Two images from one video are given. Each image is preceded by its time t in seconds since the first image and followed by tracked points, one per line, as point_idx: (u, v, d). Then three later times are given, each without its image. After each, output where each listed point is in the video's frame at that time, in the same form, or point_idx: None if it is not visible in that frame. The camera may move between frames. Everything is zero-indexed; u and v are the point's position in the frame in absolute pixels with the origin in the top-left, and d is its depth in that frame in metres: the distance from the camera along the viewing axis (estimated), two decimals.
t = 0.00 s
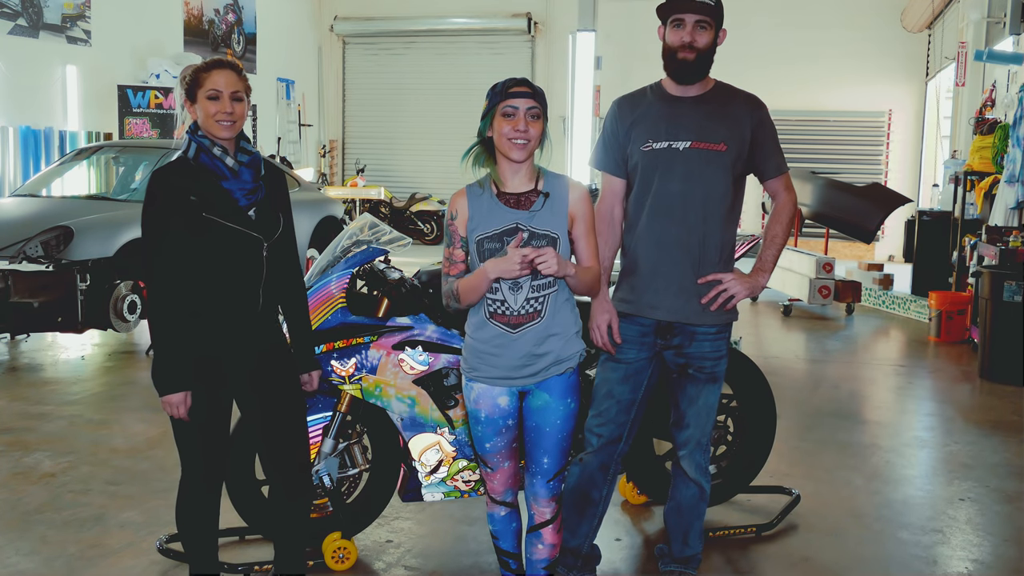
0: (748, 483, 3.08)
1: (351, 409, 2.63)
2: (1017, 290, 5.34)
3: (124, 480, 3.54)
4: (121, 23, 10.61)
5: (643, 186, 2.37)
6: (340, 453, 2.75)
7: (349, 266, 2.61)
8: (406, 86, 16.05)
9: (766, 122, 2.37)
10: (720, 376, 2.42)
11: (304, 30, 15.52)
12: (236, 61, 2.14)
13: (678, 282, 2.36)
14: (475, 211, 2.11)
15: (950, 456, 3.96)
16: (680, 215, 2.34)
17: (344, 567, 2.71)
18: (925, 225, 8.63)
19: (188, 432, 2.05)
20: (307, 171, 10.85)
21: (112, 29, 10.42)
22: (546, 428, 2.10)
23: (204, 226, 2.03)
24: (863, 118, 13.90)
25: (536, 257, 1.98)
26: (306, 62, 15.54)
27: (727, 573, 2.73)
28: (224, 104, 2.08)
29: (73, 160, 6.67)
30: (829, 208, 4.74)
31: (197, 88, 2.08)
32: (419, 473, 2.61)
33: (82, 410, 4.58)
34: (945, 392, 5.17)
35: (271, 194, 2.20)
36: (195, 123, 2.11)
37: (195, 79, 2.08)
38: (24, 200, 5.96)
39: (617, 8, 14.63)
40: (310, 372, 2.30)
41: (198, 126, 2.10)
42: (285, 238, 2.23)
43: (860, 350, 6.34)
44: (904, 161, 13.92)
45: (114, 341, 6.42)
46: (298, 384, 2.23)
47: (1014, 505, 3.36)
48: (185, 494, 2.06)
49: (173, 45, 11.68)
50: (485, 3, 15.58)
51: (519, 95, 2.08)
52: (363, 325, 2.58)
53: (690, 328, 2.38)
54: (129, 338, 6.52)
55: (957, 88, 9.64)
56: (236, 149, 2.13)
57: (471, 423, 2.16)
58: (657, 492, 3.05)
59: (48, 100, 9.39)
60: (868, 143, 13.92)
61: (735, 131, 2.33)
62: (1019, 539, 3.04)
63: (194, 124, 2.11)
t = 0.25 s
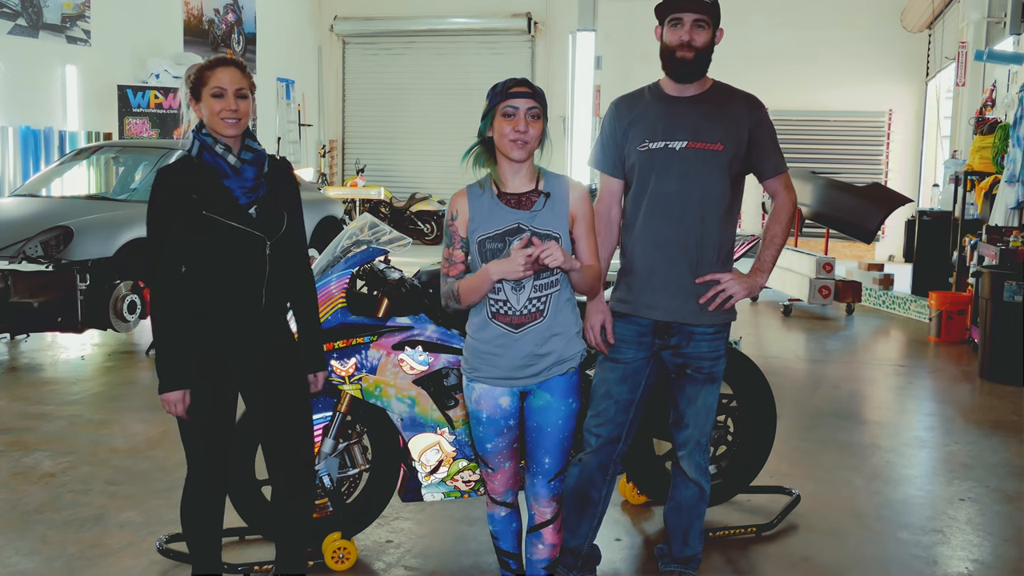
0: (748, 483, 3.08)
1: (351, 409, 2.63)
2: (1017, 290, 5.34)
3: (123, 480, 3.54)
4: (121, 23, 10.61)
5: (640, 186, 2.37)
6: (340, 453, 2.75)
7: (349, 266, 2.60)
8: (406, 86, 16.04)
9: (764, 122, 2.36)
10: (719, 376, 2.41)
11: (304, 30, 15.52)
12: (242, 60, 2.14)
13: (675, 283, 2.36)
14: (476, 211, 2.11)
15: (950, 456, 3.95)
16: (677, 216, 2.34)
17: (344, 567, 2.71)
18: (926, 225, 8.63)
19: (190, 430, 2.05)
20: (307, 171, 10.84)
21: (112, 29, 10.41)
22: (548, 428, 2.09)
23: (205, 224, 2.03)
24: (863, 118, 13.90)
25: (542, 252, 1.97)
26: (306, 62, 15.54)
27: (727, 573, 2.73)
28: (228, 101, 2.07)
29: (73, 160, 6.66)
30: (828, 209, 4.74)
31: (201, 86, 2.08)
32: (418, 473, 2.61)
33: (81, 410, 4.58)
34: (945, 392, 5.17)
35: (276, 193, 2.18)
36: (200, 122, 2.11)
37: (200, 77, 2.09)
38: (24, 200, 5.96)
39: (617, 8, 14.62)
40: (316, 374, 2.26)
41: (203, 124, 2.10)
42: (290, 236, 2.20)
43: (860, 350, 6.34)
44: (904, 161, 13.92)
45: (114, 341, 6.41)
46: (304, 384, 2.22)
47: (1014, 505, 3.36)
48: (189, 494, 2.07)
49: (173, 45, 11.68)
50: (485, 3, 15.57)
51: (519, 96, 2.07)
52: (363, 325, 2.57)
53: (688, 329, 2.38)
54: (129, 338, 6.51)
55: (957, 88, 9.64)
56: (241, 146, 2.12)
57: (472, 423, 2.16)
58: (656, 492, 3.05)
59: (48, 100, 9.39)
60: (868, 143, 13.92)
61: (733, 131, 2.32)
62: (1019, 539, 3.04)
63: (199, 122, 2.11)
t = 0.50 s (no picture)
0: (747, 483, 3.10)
1: (351, 409, 2.63)
2: (1016, 290, 5.34)
3: (123, 481, 3.54)
4: (121, 23, 10.61)
5: (640, 188, 2.37)
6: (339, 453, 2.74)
7: (349, 266, 2.61)
8: (406, 86, 16.05)
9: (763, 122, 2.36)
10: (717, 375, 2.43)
11: (304, 30, 15.52)
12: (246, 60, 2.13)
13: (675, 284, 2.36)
14: (476, 213, 2.11)
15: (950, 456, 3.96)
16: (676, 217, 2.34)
17: (344, 567, 2.71)
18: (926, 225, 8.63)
19: (189, 429, 2.06)
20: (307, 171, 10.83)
21: (112, 29, 10.41)
22: (549, 428, 2.10)
23: (206, 225, 2.04)
24: (863, 118, 13.90)
25: (543, 249, 1.98)
26: (306, 62, 15.54)
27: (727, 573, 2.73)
28: (233, 102, 2.07)
29: (73, 160, 6.67)
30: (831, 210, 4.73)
31: (206, 86, 2.07)
32: (419, 473, 2.61)
33: (81, 410, 4.58)
34: (945, 392, 5.17)
35: (276, 195, 2.17)
36: (203, 122, 2.10)
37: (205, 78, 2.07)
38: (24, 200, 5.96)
39: (617, 8, 14.63)
40: (320, 374, 2.26)
41: (207, 124, 2.10)
42: (290, 236, 2.19)
43: (860, 350, 6.34)
44: (904, 161, 13.92)
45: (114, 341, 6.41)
46: (305, 386, 2.21)
47: (1014, 505, 3.36)
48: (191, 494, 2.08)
49: (173, 45, 11.68)
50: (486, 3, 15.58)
51: (517, 97, 2.07)
52: (363, 325, 2.58)
53: (687, 329, 2.38)
54: (129, 338, 6.51)
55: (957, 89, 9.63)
56: (244, 147, 2.11)
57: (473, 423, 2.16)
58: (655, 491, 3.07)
59: (48, 100, 9.39)
60: (868, 143, 13.92)
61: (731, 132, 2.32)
62: (1018, 539, 3.04)
63: (203, 122, 2.10)
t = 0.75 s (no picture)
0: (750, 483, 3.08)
1: (351, 409, 2.64)
2: (1017, 290, 5.34)
3: (123, 480, 3.54)
4: (121, 23, 10.61)
5: (639, 188, 2.37)
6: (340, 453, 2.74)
7: (349, 266, 2.62)
8: (406, 86, 16.06)
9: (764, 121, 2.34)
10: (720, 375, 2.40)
11: (304, 30, 15.53)
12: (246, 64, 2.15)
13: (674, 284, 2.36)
14: (474, 213, 2.11)
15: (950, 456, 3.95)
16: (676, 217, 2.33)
17: (344, 567, 2.71)
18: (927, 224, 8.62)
19: (185, 429, 2.08)
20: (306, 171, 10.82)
21: (112, 29, 10.41)
22: (548, 428, 2.10)
23: (202, 227, 2.05)
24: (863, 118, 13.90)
25: (541, 246, 1.99)
26: (306, 62, 15.55)
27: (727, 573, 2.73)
28: (231, 104, 2.08)
29: (73, 160, 6.66)
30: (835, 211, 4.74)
31: (206, 88, 2.09)
32: (418, 473, 2.60)
33: (81, 410, 4.58)
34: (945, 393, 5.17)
35: (274, 198, 2.17)
36: (202, 123, 2.11)
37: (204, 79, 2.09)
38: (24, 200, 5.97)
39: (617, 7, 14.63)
40: (310, 375, 2.25)
41: (205, 126, 2.10)
42: (286, 238, 2.20)
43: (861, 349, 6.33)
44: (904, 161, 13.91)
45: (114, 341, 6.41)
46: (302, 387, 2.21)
47: (1014, 505, 3.36)
48: (189, 494, 2.10)
49: (173, 45, 11.68)
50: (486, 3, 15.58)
51: (516, 97, 2.07)
52: (362, 325, 2.59)
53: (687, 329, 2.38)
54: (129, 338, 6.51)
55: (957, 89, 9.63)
56: (242, 149, 2.12)
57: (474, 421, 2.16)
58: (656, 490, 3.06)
59: (48, 100, 9.39)
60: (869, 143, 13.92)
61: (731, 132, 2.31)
62: (1019, 539, 3.04)
63: (201, 123, 2.11)
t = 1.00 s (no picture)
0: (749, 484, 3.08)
1: (351, 409, 2.64)
2: (1017, 290, 5.35)
3: (123, 480, 3.54)
4: (121, 23, 10.61)
5: (638, 188, 2.37)
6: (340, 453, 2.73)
7: (349, 266, 2.63)
8: (406, 86, 16.06)
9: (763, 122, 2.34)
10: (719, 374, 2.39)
11: (304, 30, 15.54)
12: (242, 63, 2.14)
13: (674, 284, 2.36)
14: (474, 212, 2.11)
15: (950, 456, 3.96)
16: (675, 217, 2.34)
17: (344, 567, 2.72)
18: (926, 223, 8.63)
19: (181, 429, 2.08)
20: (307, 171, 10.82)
21: (112, 29, 10.41)
22: (548, 428, 2.10)
23: (200, 227, 2.05)
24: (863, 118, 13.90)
25: (541, 246, 1.99)
26: (306, 62, 15.55)
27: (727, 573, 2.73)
28: (228, 108, 2.08)
29: (73, 160, 6.66)
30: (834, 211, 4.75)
31: (202, 91, 2.08)
32: (419, 474, 2.60)
33: (81, 410, 4.58)
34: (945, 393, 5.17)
35: (271, 198, 2.17)
36: (198, 124, 2.12)
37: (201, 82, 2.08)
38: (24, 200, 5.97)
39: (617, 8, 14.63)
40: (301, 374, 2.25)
41: (201, 126, 2.11)
42: (283, 239, 2.21)
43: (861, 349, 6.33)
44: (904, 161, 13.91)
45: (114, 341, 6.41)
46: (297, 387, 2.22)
47: (1014, 505, 3.36)
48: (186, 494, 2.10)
49: (173, 45, 11.68)
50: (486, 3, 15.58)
51: (516, 97, 2.08)
52: (363, 325, 2.59)
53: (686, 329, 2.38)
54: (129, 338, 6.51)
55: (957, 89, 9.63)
56: (239, 150, 2.13)
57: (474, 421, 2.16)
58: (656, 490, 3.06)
59: (48, 100, 9.39)
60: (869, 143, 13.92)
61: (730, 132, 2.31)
62: (1019, 539, 3.04)
63: (197, 124, 2.11)
